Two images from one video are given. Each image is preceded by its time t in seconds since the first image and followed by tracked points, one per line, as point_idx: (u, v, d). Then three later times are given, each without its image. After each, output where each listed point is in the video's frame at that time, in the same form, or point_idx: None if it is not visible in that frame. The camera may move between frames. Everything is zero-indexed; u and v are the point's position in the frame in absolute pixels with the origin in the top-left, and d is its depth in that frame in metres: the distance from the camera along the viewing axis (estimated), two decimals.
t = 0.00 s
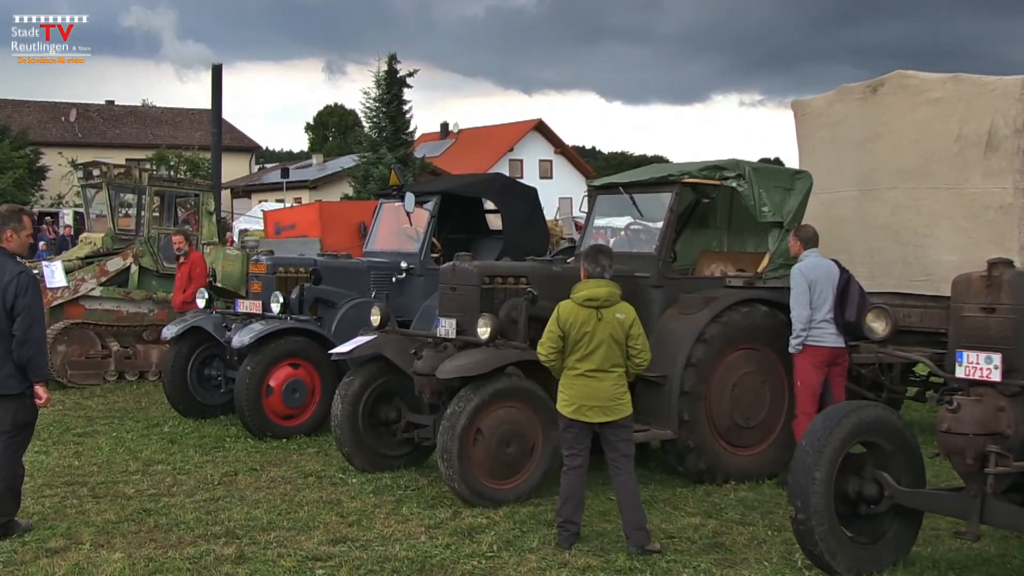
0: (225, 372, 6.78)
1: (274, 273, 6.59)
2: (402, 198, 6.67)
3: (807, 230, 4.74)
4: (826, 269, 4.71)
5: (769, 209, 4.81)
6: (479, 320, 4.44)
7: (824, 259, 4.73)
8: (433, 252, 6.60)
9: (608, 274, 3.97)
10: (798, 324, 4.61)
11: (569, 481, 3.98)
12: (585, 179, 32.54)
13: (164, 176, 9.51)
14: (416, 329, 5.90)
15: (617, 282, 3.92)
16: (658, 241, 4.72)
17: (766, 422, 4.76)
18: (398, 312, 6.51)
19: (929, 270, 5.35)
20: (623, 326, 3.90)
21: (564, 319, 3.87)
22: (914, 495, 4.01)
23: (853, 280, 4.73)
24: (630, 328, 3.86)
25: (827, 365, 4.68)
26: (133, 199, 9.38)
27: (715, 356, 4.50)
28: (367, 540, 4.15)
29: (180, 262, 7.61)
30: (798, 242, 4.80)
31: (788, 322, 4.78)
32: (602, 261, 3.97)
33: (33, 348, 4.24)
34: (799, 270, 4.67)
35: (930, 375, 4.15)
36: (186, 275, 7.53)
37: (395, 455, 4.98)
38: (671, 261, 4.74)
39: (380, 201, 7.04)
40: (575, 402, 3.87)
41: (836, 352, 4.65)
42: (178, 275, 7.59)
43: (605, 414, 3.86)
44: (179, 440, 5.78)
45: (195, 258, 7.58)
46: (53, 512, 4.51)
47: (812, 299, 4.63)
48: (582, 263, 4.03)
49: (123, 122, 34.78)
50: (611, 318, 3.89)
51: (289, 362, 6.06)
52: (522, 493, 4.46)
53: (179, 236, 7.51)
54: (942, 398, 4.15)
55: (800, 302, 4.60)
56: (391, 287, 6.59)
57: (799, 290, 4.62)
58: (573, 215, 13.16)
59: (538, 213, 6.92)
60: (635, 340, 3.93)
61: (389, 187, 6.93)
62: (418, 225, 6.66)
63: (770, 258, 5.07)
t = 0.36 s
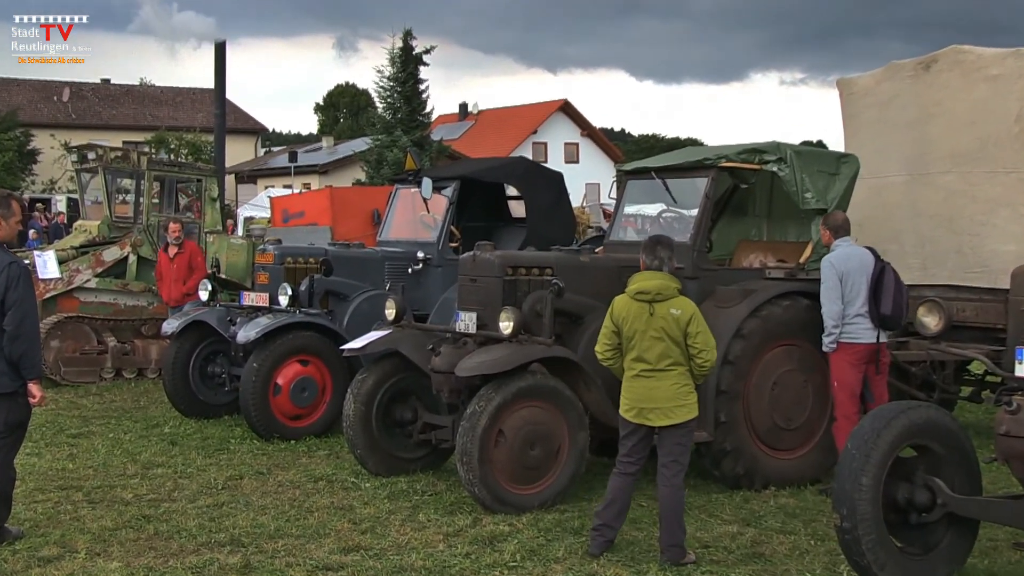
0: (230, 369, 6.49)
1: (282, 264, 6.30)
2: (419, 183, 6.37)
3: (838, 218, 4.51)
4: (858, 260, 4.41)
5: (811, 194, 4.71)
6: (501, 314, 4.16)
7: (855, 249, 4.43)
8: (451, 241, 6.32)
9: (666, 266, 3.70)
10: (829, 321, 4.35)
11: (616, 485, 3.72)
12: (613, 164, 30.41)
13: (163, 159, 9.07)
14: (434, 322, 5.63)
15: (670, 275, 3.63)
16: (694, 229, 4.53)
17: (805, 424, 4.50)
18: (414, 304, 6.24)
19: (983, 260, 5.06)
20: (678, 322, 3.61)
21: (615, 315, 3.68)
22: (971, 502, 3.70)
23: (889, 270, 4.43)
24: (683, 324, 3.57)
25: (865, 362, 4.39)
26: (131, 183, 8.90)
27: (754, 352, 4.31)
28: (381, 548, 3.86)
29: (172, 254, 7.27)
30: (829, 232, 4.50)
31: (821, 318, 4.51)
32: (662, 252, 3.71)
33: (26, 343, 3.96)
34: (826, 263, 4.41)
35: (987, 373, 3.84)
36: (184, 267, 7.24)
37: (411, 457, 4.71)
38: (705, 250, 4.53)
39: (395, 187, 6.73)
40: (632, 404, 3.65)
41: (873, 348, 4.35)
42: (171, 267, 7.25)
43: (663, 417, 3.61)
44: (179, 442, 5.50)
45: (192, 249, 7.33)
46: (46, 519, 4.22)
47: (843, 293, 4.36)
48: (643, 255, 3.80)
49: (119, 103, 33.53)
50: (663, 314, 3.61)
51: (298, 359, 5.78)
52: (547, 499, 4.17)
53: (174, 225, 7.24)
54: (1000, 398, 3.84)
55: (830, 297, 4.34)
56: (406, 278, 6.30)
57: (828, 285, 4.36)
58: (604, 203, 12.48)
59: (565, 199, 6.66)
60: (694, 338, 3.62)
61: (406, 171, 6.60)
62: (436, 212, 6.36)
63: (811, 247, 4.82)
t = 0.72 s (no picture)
0: (221, 366, 6.21)
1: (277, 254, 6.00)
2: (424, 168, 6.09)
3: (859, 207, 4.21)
4: (886, 251, 4.10)
5: (844, 179, 4.36)
6: (513, 307, 3.89)
7: (882, 239, 4.12)
8: (459, 229, 6.06)
9: (695, 258, 3.58)
10: (855, 318, 4.06)
11: (643, 489, 3.58)
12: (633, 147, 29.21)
13: (151, 142, 8.69)
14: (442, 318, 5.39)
15: (699, 268, 3.49)
16: (718, 215, 4.33)
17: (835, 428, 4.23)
18: (420, 297, 6.01)
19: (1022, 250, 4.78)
20: (709, 319, 3.48)
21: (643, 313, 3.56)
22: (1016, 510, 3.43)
23: (919, 261, 4.11)
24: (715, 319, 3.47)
25: (897, 360, 4.10)
26: (115, 167, 8.48)
27: (783, 349, 4.07)
28: (383, 558, 3.59)
29: (156, 243, 6.96)
30: (850, 224, 4.22)
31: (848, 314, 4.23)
32: (692, 243, 3.58)
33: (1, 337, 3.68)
34: (849, 256, 4.11)
35: None
36: (166, 258, 6.94)
37: (415, 461, 4.44)
38: (730, 238, 4.33)
39: (398, 171, 6.45)
40: (665, 405, 3.55)
41: (904, 345, 4.06)
42: (154, 258, 6.93)
43: (698, 418, 3.49)
44: (168, 444, 5.22)
45: (179, 241, 7.03)
46: (24, 525, 3.95)
47: (870, 288, 4.07)
48: (671, 248, 3.67)
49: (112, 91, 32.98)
50: (693, 310, 3.49)
51: (294, 355, 5.50)
52: (561, 505, 3.90)
53: (163, 212, 7.00)
54: None
55: (855, 292, 4.06)
56: (411, 269, 6.03)
57: (853, 280, 4.07)
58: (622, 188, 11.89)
59: (578, 186, 6.44)
60: (727, 335, 3.49)
61: (412, 155, 6.34)
62: (442, 198, 6.09)
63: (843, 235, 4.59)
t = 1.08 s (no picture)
0: (210, 371, 5.97)
1: (270, 251, 5.73)
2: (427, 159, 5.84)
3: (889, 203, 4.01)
4: (919, 250, 3.88)
5: (877, 171, 4.20)
6: (522, 307, 3.63)
7: (915, 238, 3.90)
8: (463, 224, 5.82)
9: (724, 256, 3.43)
10: (887, 323, 3.84)
11: (660, 504, 3.40)
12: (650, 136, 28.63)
13: (134, 132, 8.47)
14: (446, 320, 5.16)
15: (730, 268, 3.35)
16: (741, 210, 4.24)
17: (870, 436, 4.05)
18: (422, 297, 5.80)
19: None
20: (739, 322, 3.33)
21: (668, 313, 3.37)
22: None
23: (955, 260, 3.89)
24: (745, 323, 3.33)
25: (932, 366, 3.87)
26: (96, 158, 8.29)
27: (809, 354, 3.89)
28: None
29: (139, 237, 6.70)
30: (880, 220, 4.01)
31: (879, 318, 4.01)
32: (720, 241, 3.44)
33: None
34: (879, 256, 3.90)
35: None
36: (149, 254, 6.70)
37: (417, 472, 4.20)
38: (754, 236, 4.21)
39: (399, 163, 6.19)
40: (687, 412, 3.37)
41: (940, 351, 3.83)
42: (136, 253, 6.68)
43: (724, 427, 3.32)
44: (153, 454, 4.97)
45: (162, 235, 6.79)
46: None
47: (902, 289, 3.85)
48: (697, 246, 3.52)
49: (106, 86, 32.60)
50: (723, 313, 3.33)
51: (288, 359, 5.26)
52: (573, 520, 3.65)
53: (148, 204, 6.71)
54: None
55: (886, 294, 3.84)
56: (412, 267, 5.81)
57: (885, 282, 3.86)
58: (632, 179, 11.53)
59: (586, 178, 6.17)
60: (757, 339, 3.34)
61: (413, 146, 6.03)
62: (446, 192, 5.85)
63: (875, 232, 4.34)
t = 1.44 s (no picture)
0: (206, 376, 5.75)
1: (270, 248, 5.50)
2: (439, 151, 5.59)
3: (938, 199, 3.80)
4: (970, 252, 3.70)
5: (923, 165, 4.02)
6: (539, 311, 3.40)
7: (966, 239, 3.71)
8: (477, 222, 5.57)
9: (758, 257, 3.20)
10: (934, 329, 3.65)
11: (688, 521, 3.20)
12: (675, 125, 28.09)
13: (123, 121, 8.18)
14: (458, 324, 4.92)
15: (765, 270, 3.14)
16: (775, 207, 4.05)
17: (913, 449, 3.87)
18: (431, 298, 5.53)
19: None
20: (775, 327, 3.11)
21: (699, 318, 3.15)
22: None
23: (1007, 264, 3.70)
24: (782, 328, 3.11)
25: (979, 376, 3.68)
26: (86, 149, 8.07)
27: (849, 360, 3.74)
28: None
29: (116, 237, 6.45)
30: (927, 216, 3.79)
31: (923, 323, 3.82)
32: (754, 240, 3.21)
33: None
34: (927, 257, 3.70)
35: None
36: (126, 254, 6.45)
37: (425, 485, 3.97)
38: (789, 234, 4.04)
39: (409, 155, 5.94)
40: (717, 423, 3.14)
41: (989, 360, 3.65)
42: (113, 254, 6.43)
43: (758, 440, 3.10)
44: (146, 465, 4.75)
45: (138, 234, 6.55)
46: None
47: (951, 294, 3.66)
48: (729, 245, 3.29)
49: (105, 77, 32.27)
50: (758, 317, 3.11)
51: (290, 364, 5.03)
52: (594, 537, 3.42)
53: (120, 201, 6.44)
54: None
55: (935, 299, 3.65)
56: (422, 266, 5.56)
57: (933, 286, 3.66)
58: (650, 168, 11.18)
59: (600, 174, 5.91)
60: (794, 346, 3.12)
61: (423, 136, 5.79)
62: (459, 186, 5.60)
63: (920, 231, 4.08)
